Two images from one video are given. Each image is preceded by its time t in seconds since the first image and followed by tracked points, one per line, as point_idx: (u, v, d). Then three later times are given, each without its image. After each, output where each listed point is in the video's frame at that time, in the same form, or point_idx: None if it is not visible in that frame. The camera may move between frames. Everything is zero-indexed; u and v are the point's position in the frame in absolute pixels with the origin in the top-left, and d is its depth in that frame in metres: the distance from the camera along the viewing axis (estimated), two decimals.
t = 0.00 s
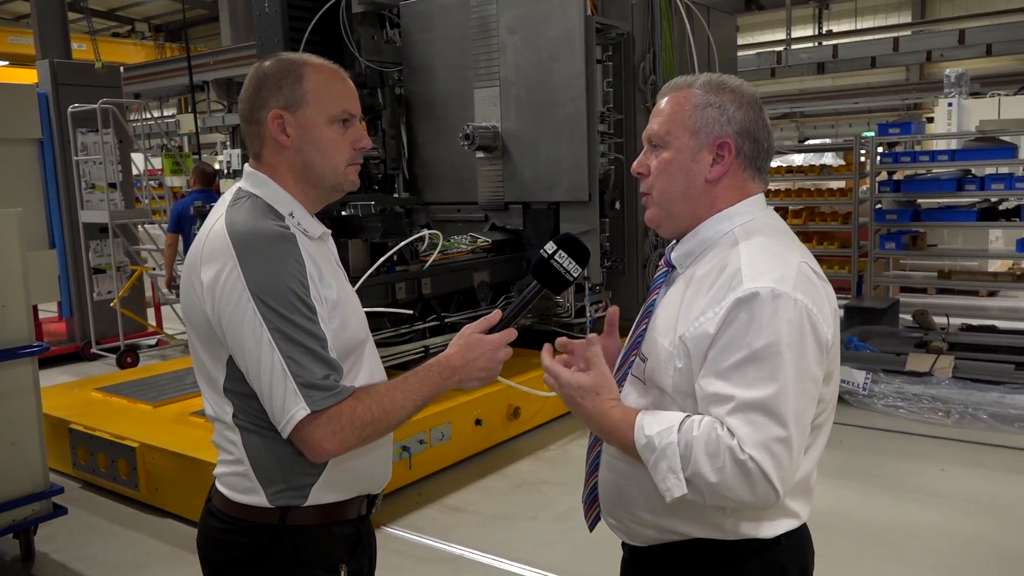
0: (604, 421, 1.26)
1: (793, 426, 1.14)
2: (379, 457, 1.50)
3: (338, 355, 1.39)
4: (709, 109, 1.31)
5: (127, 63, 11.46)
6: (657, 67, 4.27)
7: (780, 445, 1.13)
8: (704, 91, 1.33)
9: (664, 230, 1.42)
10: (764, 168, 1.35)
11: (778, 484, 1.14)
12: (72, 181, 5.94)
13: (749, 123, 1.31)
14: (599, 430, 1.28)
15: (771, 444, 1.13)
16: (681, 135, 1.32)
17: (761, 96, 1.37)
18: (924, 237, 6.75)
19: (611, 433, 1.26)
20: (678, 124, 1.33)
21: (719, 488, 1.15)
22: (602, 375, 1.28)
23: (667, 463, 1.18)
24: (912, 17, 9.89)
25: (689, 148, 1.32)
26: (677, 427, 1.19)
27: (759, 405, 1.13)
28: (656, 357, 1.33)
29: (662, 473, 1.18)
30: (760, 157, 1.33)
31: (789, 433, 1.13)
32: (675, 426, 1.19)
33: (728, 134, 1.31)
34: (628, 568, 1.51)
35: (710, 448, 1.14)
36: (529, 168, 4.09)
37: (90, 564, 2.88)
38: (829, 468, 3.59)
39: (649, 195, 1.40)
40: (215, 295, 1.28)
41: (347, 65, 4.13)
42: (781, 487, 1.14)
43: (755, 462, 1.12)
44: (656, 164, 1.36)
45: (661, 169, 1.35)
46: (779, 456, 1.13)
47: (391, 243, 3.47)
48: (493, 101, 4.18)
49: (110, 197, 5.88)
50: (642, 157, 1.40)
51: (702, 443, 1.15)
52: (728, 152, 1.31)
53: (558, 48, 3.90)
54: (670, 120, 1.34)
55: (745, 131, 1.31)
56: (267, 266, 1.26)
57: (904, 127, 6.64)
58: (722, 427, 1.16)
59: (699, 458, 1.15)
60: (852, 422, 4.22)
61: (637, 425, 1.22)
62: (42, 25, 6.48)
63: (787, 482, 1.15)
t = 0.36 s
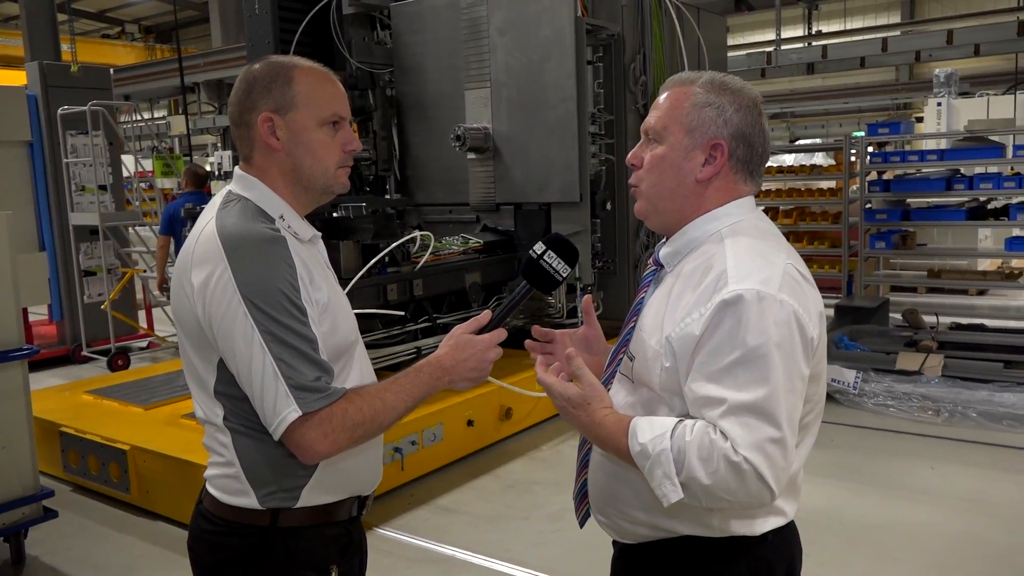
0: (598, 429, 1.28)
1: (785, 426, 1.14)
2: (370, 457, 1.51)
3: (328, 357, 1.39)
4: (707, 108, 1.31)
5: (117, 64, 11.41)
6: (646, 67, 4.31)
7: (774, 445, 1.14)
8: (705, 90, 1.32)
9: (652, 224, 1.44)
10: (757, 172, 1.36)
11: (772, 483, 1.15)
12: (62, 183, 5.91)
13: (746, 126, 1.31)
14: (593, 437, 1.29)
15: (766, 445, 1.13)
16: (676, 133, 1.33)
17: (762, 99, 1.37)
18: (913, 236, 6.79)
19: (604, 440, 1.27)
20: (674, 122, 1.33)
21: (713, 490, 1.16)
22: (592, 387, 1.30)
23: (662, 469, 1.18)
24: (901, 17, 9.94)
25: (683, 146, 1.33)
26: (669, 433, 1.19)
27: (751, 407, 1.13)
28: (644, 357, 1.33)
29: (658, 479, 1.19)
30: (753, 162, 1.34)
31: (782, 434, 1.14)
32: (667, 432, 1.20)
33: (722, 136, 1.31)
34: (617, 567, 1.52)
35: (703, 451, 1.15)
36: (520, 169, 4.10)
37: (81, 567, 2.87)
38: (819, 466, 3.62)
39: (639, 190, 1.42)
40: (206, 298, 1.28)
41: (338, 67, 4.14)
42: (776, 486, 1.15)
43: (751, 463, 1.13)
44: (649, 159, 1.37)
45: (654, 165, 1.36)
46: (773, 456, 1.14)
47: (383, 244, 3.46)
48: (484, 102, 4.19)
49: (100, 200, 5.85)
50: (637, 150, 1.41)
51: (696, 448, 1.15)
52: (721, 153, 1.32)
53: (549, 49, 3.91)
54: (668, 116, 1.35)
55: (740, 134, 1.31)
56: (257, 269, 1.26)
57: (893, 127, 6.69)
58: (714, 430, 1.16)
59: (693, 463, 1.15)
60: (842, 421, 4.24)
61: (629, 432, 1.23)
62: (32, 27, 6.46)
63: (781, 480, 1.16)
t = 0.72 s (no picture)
0: (580, 443, 1.28)
1: (764, 433, 1.14)
2: (354, 460, 1.50)
3: (313, 361, 1.39)
4: (683, 114, 1.32)
5: (113, 66, 11.39)
6: (641, 70, 4.32)
7: (752, 451, 1.14)
8: (680, 96, 1.33)
9: (642, 233, 1.43)
10: (739, 173, 1.36)
11: (751, 490, 1.14)
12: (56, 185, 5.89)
13: (724, 129, 1.31)
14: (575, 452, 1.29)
15: (743, 452, 1.13)
16: (656, 140, 1.33)
17: (739, 100, 1.38)
18: (907, 239, 6.82)
19: (586, 454, 1.27)
20: (654, 129, 1.34)
21: (690, 497, 1.16)
22: (570, 403, 1.30)
23: (641, 479, 1.19)
24: (897, 20, 9.97)
25: (663, 152, 1.33)
26: (648, 442, 1.21)
27: (728, 413, 1.14)
28: (628, 361, 1.34)
29: (637, 489, 1.20)
30: (734, 163, 1.34)
31: (761, 440, 1.14)
32: (645, 442, 1.21)
33: (701, 139, 1.31)
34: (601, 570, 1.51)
35: (680, 460, 1.15)
36: (514, 171, 4.10)
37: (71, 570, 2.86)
38: (812, 469, 3.62)
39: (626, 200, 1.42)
40: (190, 301, 1.28)
41: (332, 69, 4.15)
42: (755, 492, 1.15)
43: (727, 470, 1.13)
44: (633, 167, 1.37)
45: (638, 173, 1.36)
46: (751, 462, 1.14)
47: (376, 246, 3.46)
48: (478, 104, 4.19)
49: (95, 201, 5.84)
50: (621, 160, 1.41)
51: (673, 456, 1.16)
52: (701, 157, 1.32)
53: (542, 52, 3.92)
54: (647, 124, 1.35)
55: (719, 136, 1.32)
56: (243, 273, 1.26)
57: (887, 129, 6.71)
58: (692, 438, 1.16)
59: (671, 471, 1.16)
60: (835, 424, 4.25)
61: (610, 445, 1.24)
62: (27, 27, 6.45)
63: (761, 487, 1.15)
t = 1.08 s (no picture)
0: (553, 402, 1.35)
1: (693, 431, 1.12)
2: (347, 466, 1.51)
3: (307, 366, 1.40)
4: (669, 118, 1.32)
5: (122, 70, 11.47)
6: (644, 75, 4.31)
7: (675, 446, 1.12)
8: (665, 101, 1.34)
9: (630, 237, 1.43)
10: (726, 176, 1.36)
11: (667, 485, 1.12)
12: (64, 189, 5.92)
13: (710, 131, 1.32)
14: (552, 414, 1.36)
15: (665, 443, 1.12)
16: (642, 145, 1.34)
17: (724, 103, 1.38)
18: (914, 245, 6.79)
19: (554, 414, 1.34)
20: (640, 134, 1.34)
21: (613, 478, 1.17)
22: (564, 368, 1.38)
23: (576, 449, 1.22)
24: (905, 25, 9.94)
25: (650, 157, 1.33)
26: (594, 417, 1.23)
27: (662, 403, 1.13)
28: (607, 357, 1.36)
29: (571, 457, 1.23)
30: (721, 165, 1.34)
31: (689, 437, 1.12)
32: (593, 417, 1.24)
33: (688, 142, 1.32)
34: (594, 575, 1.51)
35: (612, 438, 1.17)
36: (517, 176, 4.11)
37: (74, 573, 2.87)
38: (816, 476, 3.60)
39: (615, 205, 1.42)
40: (183, 306, 1.29)
41: (336, 75, 4.18)
42: (672, 490, 1.12)
43: (648, 457, 1.12)
44: (621, 174, 1.37)
45: (625, 179, 1.37)
46: (674, 457, 1.12)
47: (379, 251, 3.47)
48: (482, 110, 4.20)
49: (102, 206, 5.87)
50: (610, 166, 1.42)
51: (610, 433, 1.18)
52: (688, 160, 1.32)
53: (546, 57, 3.93)
54: (633, 128, 1.36)
55: (705, 139, 1.32)
56: (235, 277, 1.27)
57: (893, 135, 6.69)
58: (631, 424, 1.17)
59: (601, 448, 1.18)
60: (840, 430, 4.23)
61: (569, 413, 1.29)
62: (37, 33, 6.50)
63: (681, 487, 1.13)
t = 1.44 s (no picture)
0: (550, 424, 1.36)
1: (689, 429, 1.12)
2: (353, 466, 1.52)
3: (313, 366, 1.41)
4: (670, 121, 1.32)
5: (145, 74, 11.60)
6: (661, 78, 4.30)
7: (673, 445, 1.12)
8: (665, 105, 1.34)
9: (633, 244, 1.42)
10: (727, 178, 1.37)
11: (669, 486, 1.12)
12: (87, 191, 5.99)
13: (711, 134, 1.32)
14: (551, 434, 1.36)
15: (662, 444, 1.12)
16: (645, 149, 1.33)
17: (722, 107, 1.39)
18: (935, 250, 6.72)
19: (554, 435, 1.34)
20: (642, 138, 1.34)
21: (614, 485, 1.17)
22: (550, 387, 1.39)
23: (575, 461, 1.22)
24: (928, 28, 9.84)
25: (653, 160, 1.33)
26: (591, 428, 1.23)
27: (656, 405, 1.13)
28: (603, 362, 1.36)
29: (571, 470, 1.23)
30: (722, 167, 1.34)
31: (685, 435, 1.12)
32: (591, 427, 1.24)
33: (691, 145, 1.32)
34: None
35: (609, 445, 1.17)
36: (533, 179, 4.11)
37: (90, 570, 2.91)
38: (832, 482, 3.57)
39: (616, 210, 1.41)
40: (191, 307, 1.30)
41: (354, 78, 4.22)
42: (673, 491, 1.12)
43: (645, 460, 1.12)
44: (623, 178, 1.37)
45: (628, 183, 1.36)
46: (672, 456, 1.12)
47: (395, 253, 3.48)
48: (498, 113, 4.21)
49: (123, 207, 5.94)
50: (610, 172, 1.41)
51: (606, 441, 1.19)
52: (692, 162, 1.32)
53: (562, 60, 3.93)
54: (634, 135, 1.35)
55: (706, 142, 1.32)
56: (241, 278, 1.28)
57: (914, 139, 6.63)
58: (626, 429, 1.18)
59: (599, 455, 1.18)
60: (857, 436, 4.19)
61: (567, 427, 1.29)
62: (61, 37, 6.60)
63: (683, 487, 1.12)
